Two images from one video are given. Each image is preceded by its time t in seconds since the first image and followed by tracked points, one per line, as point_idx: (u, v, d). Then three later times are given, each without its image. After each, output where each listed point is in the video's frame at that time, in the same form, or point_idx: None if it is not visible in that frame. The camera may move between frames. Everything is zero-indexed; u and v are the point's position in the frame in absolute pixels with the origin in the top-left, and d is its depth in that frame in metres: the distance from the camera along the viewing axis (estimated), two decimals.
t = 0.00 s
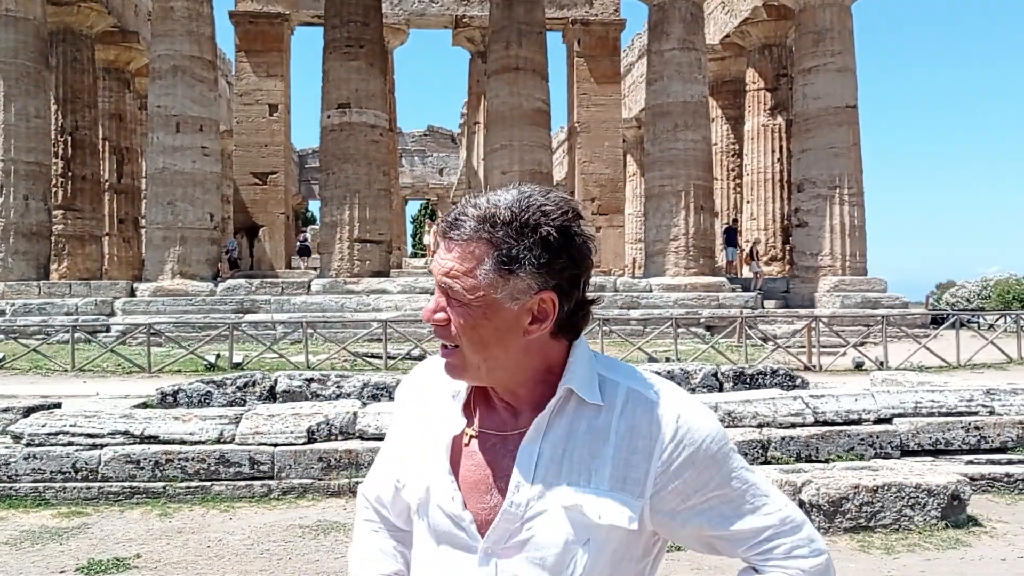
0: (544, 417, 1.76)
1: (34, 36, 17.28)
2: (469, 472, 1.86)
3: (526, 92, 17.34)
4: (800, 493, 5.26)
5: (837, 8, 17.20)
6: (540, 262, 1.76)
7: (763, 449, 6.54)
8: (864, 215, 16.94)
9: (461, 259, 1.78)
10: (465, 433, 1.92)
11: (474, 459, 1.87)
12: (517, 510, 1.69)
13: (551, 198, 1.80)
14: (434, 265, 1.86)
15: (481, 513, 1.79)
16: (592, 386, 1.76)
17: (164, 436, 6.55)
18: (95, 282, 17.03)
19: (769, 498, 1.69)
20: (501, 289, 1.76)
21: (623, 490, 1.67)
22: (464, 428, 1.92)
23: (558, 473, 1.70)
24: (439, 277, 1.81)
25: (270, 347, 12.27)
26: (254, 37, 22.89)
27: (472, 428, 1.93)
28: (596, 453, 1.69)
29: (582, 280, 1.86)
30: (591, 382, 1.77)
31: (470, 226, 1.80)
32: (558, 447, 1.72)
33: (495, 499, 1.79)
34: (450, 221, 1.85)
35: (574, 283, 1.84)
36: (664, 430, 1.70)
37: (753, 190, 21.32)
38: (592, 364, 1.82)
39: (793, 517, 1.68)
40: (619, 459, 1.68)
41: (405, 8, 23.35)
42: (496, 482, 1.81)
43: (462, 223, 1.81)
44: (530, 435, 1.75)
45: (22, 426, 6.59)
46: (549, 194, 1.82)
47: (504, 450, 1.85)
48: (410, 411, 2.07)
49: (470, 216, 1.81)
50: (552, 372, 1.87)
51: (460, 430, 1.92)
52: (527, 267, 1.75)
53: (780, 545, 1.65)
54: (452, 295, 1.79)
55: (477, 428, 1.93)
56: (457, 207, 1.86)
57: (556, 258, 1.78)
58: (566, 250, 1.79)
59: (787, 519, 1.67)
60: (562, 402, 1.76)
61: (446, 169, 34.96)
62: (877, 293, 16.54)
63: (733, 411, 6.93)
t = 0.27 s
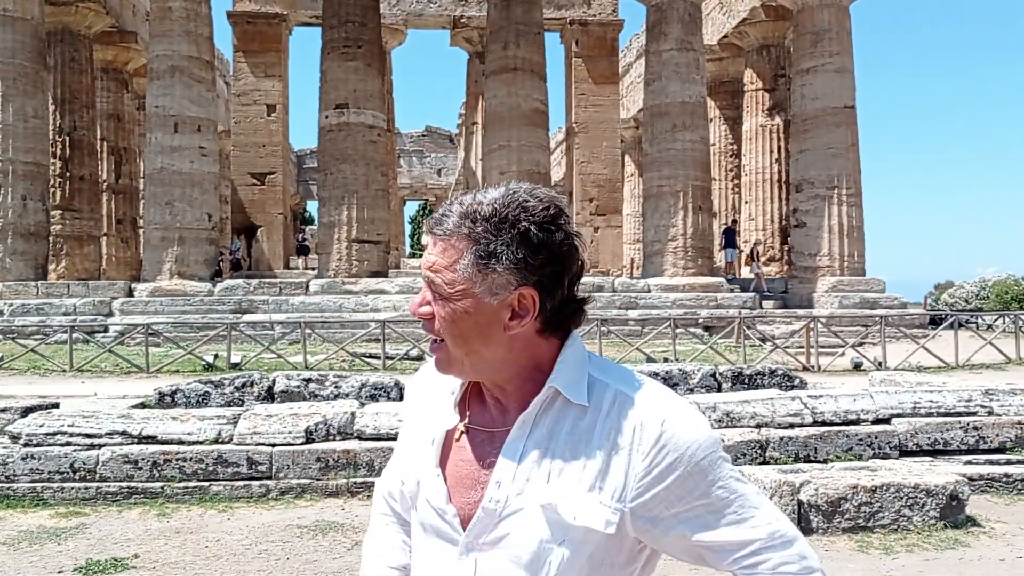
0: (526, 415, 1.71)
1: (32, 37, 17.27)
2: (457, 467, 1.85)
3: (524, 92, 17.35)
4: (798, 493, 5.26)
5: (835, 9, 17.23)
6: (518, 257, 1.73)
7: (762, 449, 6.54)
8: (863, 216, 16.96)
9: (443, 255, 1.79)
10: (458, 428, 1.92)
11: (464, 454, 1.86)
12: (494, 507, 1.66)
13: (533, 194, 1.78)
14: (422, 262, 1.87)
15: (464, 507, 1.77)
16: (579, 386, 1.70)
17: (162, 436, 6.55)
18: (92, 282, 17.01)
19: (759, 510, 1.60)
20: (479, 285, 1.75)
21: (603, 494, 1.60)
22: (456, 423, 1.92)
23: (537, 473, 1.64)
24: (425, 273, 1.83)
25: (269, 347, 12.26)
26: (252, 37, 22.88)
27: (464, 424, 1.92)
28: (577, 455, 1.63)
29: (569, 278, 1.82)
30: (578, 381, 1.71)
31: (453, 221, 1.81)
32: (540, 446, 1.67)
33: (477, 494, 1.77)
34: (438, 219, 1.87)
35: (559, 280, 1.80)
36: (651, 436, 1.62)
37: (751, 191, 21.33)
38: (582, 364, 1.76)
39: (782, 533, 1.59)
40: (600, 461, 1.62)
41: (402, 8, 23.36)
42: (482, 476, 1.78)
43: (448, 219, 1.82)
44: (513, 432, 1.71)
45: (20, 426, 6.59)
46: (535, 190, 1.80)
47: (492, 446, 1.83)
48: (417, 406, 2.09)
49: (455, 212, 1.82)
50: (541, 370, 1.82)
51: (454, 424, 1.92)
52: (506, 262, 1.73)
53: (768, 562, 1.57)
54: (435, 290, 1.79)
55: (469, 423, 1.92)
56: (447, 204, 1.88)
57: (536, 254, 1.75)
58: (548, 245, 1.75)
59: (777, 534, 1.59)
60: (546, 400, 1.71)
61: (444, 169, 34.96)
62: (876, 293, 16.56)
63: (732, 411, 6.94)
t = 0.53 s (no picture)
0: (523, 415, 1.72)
1: (31, 37, 17.27)
2: (455, 463, 1.85)
3: (523, 92, 17.35)
4: (800, 495, 5.27)
5: (835, 9, 17.25)
6: (519, 258, 1.74)
7: (763, 450, 6.55)
8: (862, 217, 16.98)
9: (446, 253, 1.80)
10: (457, 425, 1.93)
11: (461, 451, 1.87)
12: (488, 505, 1.66)
13: (536, 194, 1.78)
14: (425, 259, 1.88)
15: (460, 504, 1.77)
16: (578, 388, 1.70)
17: (161, 435, 6.55)
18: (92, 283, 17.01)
19: (756, 521, 1.60)
20: (480, 284, 1.76)
21: (598, 495, 1.61)
22: (457, 419, 1.92)
23: (532, 473, 1.65)
24: (428, 271, 1.84)
25: (268, 348, 12.26)
26: (251, 37, 22.89)
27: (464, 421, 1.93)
28: (572, 457, 1.64)
29: (571, 279, 1.82)
30: (577, 383, 1.71)
31: (456, 219, 1.82)
32: (536, 447, 1.67)
33: (472, 491, 1.77)
34: (442, 216, 1.87)
35: (561, 280, 1.80)
36: (650, 441, 1.62)
37: (751, 191, 21.35)
38: (582, 366, 1.76)
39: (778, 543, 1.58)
40: (595, 464, 1.62)
41: (402, 9, 23.36)
42: (477, 474, 1.79)
43: (451, 217, 1.83)
44: (510, 432, 1.72)
45: (20, 426, 6.60)
46: (538, 190, 1.80)
47: (489, 443, 1.83)
48: (421, 402, 2.10)
49: (458, 210, 1.82)
50: (542, 370, 1.82)
51: (453, 421, 1.93)
52: (507, 262, 1.74)
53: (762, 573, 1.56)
54: (437, 288, 1.80)
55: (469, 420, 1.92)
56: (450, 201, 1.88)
57: (537, 254, 1.75)
58: (549, 246, 1.76)
59: (773, 545, 1.58)
60: (543, 401, 1.71)
61: (443, 170, 34.97)
62: (876, 294, 16.57)
63: (733, 411, 6.94)
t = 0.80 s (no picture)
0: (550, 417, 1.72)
1: (55, 40, 17.45)
2: (482, 464, 1.84)
3: (542, 93, 17.34)
4: (823, 498, 5.24)
5: (857, 8, 17.13)
6: (547, 257, 1.74)
7: (785, 453, 6.51)
8: (885, 217, 16.84)
9: (471, 253, 1.79)
10: (481, 424, 1.92)
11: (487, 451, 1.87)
12: (519, 507, 1.66)
13: (560, 192, 1.78)
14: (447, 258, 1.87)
15: (489, 507, 1.77)
16: (604, 386, 1.70)
17: (184, 435, 6.59)
18: (114, 283, 17.15)
19: (787, 516, 1.60)
20: (507, 284, 1.75)
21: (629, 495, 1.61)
22: (481, 419, 1.92)
23: (562, 474, 1.65)
24: (451, 269, 1.82)
25: (289, 348, 12.32)
26: (271, 39, 23.01)
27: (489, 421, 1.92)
28: (602, 458, 1.63)
29: (597, 277, 1.82)
30: (604, 382, 1.71)
31: (479, 218, 1.80)
32: (566, 448, 1.66)
33: (502, 492, 1.76)
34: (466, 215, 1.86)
35: (587, 279, 1.80)
36: (680, 438, 1.62)
37: (772, 191, 21.23)
38: (609, 365, 1.75)
39: (810, 537, 1.59)
40: (626, 462, 1.62)
41: (421, 10, 23.42)
42: (505, 475, 1.78)
43: (475, 216, 1.82)
44: (539, 432, 1.71)
45: (44, 425, 6.66)
46: (562, 187, 1.80)
47: (515, 444, 1.83)
48: (441, 403, 2.10)
49: (482, 209, 1.81)
50: (567, 369, 1.82)
51: (478, 422, 1.92)
52: (533, 262, 1.74)
53: (795, 569, 1.58)
54: (461, 288, 1.79)
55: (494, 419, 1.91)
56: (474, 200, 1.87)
57: (564, 253, 1.75)
58: (575, 244, 1.76)
59: (805, 540, 1.59)
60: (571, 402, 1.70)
61: (461, 171, 35.02)
62: (899, 295, 16.44)
63: (755, 413, 6.91)
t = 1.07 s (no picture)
0: (629, 422, 1.71)
1: (123, 47, 17.94)
2: (553, 468, 1.83)
3: (600, 93, 17.25)
4: (891, 504, 5.09)
5: (924, 2, 16.68)
6: (627, 257, 1.73)
7: (850, 458, 6.36)
8: (954, 217, 16.36)
9: (549, 253, 1.78)
10: (550, 428, 1.91)
11: (557, 455, 1.85)
12: (597, 513, 1.66)
13: (639, 192, 1.78)
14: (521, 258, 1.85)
15: (562, 511, 1.75)
16: (681, 390, 1.70)
17: (247, 433, 6.70)
18: (180, 284, 17.58)
19: (866, 518, 1.63)
20: (586, 285, 1.74)
21: (710, 499, 1.62)
22: (551, 423, 1.90)
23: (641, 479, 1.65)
24: (527, 271, 1.81)
25: (348, 348, 12.46)
26: (331, 43, 23.33)
27: (558, 425, 1.91)
28: (682, 462, 1.64)
29: (674, 278, 1.82)
30: (681, 385, 1.71)
31: (556, 218, 1.79)
32: (644, 452, 1.67)
33: (576, 497, 1.75)
34: (540, 215, 1.84)
35: (664, 281, 1.79)
36: (761, 440, 1.63)
37: (834, 191, 20.80)
38: (685, 367, 1.75)
39: (890, 539, 1.61)
40: (708, 466, 1.62)
41: (478, 12, 23.52)
42: (578, 479, 1.77)
43: (552, 216, 1.80)
44: (615, 437, 1.71)
45: (114, 422, 6.83)
46: (640, 187, 1.79)
47: (588, 448, 1.82)
48: (504, 407, 2.09)
49: (558, 209, 1.80)
50: (642, 371, 1.82)
51: (547, 426, 1.92)
52: (614, 262, 1.73)
53: (878, 570, 1.59)
54: (540, 289, 1.77)
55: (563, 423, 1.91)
56: (548, 200, 1.85)
57: (644, 254, 1.75)
58: (655, 245, 1.76)
59: (885, 541, 1.61)
60: (649, 407, 1.71)
61: (518, 172, 35.05)
62: (968, 297, 15.95)
63: (818, 417, 6.76)
